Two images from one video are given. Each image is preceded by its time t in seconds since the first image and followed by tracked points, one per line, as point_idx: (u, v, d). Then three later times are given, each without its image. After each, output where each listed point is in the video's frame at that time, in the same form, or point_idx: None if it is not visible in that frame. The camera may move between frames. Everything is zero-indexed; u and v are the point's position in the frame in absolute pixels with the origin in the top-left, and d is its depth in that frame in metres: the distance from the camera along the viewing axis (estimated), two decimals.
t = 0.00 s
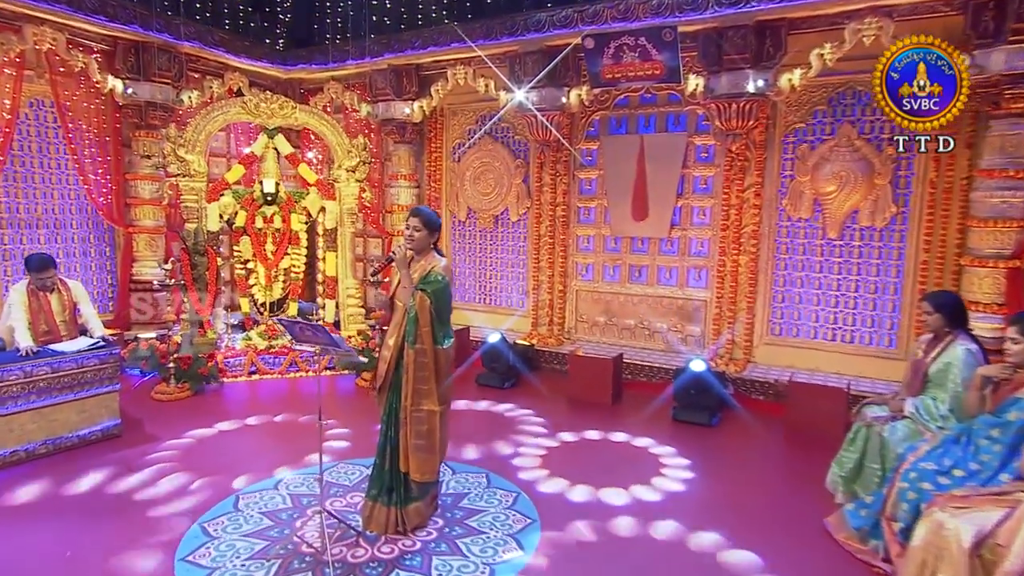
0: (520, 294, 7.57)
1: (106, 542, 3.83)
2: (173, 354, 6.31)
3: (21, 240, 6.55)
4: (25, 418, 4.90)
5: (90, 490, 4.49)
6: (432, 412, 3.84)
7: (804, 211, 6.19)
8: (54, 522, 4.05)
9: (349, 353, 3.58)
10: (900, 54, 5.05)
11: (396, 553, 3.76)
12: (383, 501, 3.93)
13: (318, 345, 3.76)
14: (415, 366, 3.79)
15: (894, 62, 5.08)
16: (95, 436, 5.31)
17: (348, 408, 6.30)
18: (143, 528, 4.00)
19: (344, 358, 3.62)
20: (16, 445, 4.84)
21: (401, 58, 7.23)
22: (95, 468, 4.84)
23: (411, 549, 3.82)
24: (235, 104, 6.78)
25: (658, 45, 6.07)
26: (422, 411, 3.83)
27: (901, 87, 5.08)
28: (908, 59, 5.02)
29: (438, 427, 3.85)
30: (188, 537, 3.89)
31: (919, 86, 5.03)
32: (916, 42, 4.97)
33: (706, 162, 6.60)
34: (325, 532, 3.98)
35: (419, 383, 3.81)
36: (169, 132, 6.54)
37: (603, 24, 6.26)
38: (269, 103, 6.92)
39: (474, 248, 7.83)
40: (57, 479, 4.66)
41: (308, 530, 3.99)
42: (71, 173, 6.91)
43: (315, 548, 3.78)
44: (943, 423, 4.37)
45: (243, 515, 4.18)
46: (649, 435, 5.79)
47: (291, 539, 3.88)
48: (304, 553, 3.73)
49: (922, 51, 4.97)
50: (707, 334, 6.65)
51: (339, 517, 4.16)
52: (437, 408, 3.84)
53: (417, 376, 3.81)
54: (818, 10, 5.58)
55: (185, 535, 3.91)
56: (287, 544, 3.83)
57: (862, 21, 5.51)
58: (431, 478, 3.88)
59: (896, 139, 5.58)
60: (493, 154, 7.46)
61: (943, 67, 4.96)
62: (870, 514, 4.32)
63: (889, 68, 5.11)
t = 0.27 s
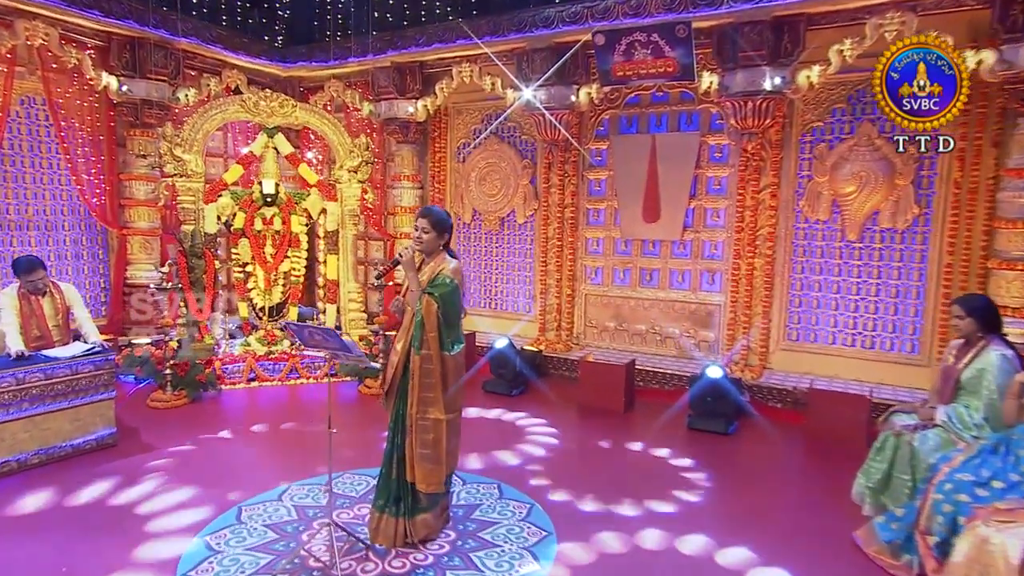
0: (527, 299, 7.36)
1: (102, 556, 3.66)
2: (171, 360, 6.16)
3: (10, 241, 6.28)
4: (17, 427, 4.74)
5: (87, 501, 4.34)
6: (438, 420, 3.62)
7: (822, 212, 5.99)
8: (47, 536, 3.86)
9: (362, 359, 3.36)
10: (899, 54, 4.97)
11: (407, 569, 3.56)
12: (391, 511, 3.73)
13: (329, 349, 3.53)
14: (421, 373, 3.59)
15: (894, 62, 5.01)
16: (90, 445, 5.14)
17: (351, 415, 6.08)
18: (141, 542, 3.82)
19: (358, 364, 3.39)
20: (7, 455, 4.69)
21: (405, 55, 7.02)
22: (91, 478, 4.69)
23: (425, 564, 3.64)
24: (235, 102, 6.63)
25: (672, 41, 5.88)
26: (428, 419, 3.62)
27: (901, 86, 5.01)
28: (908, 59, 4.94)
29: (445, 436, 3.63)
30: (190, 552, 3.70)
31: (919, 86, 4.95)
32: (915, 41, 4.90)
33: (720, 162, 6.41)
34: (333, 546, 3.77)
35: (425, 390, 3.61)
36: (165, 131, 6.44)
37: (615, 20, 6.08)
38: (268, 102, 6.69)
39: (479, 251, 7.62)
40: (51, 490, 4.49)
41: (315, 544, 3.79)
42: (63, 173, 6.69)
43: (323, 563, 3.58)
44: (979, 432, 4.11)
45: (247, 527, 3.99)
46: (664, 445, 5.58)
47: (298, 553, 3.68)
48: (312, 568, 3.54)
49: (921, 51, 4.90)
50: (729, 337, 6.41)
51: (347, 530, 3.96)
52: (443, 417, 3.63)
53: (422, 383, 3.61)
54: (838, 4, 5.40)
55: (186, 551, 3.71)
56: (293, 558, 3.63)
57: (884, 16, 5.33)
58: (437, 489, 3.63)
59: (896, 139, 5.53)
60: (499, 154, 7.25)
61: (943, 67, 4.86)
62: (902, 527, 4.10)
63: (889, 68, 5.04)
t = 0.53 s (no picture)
0: (534, 302, 7.13)
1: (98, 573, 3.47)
2: (165, 366, 5.97)
3: None
4: (7, 436, 4.54)
5: (80, 519, 4.07)
6: (448, 429, 3.40)
7: (842, 213, 5.78)
8: (38, 553, 3.65)
9: (374, 363, 3.22)
10: (900, 53, 4.97)
11: None
12: (398, 522, 3.53)
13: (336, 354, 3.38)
14: (431, 380, 3.38)
15: (894, 62, 5.01)
16: (83, 455, 4.95)
17: (355, 422, 5.86)
18: (138, 558, 3.61)
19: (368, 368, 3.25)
20: None
21: (408, 50, 6.81)
22: (84, 494, 4.41)
23: None
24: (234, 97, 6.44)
25: (686, 36, 5.67)
26: (438, 427, 3.41)
27: (901, 87, 5.00)
28: (908, 59, 4.94)
29: (456, 445, 3.41)
30: (192, 567, 3.50)
31: (919, 86, 4.94)
32: (916, 41, 4.90)
33: (735, 161, 6.21)
34: (343, 558, 3.57)
35: (435, 398, 3.40)
36: (161, 128, 6.24)
37: (627, 14, 5.90)
38: (268, 98, 6.51)
39: (485, 253, 7.39)
40: (43, 502, 4.29)
41: (323, 557, 3.59)
42: (53, 172, 6.43)
43: None
44: (1017, 441, 3.85)
45: (251, 540, 3.80)
46: (681, 453, 5.36)
47: (306, 567, 3.48)
48: None
49: (922, 51, 4.90)
50: (746, 342, 6.14)
51: (356, 541, 3.76)
52: (454, 425, 3.41)
53: (432, 390, 3.40)
54: None
55: (186, 568, 3.50)
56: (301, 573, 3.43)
57: (909, 8, 5.12)
58: (446, 500, 3.41)
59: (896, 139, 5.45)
60: (506, 153, 7.04)
61: (943, 67, 4.86)
62: (937, 540, 3.84)
63: (889, 68, 5.03)
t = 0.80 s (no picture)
0: (541, 304, 6.94)
1: None
2: (161, 369, 5.78)
3: None
4: None
5: (75, 531, 3.84)
6: (468, 433, 3.27)
7: (861, 212, 5.60)
8: (30, 564, 3.47)
9: (386, 366, 3.12)
10: (898, 55, 4.92)
11: None
12: (408, 532, 3.37)
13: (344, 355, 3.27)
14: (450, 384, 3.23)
15: (894, 61, 4.93)
16: (78, 460, 4.76)
17: (359, 426, 5.67)
18: (136, 571, 3.42)
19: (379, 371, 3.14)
20: None
21: (412, 44, 6.63)
22: (80, 504, 4.18)
23: None
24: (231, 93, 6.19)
25: (700, 29, 5.51)
26: (457, 432, 3.27)
27: (901, 87, 4.94)
28: (908, 59, 4.88)
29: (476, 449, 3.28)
30: None
31: (919, 86, 4.88)
32: (916, 41, 4.84)
33: (749, 158, 6.03)
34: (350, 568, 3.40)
35: (454, 400, 3.26)
36: (157, 124, 6.05)
37: (640, 7, 5.74)
38: (267, 93, 6.34)
39: (490, 254, 7.20)
40: (35, 510, 4.10)
41: (331, 567, 3.42)
42: (46, 168, 6.25)
43: None
44: None
45: (255, 549, 3.62)
46: (696, 460, 5.18)
47: None
48: None
49: (922, 51, 4.85)
50: (760, 346, 5.97)
51: (365, 551, 3.57)
52: (473, 429, 3.27)
53: (451, 393, 3.26)
54: None
55: None
56: None
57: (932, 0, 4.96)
58: (464, 507, 3.27)
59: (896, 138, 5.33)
60: (512, 150, 6.85)
61: (943, 67, 4.82)
62: (971, 552, 3.58)
63: (889, 68, 4.95)
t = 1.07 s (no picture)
0: (550, 305, 6.73)
1: None
2: (159, 372, 5.53)
3: None
4: None
5: (73, 544, 3.65)
6: (493, 433, 3.34)
7: (885, 209, 5.38)
8: None
9: (402, 369, 3.09)
10: (898, 54, 4.71)
11: None
12: (424, 541, 3.38)
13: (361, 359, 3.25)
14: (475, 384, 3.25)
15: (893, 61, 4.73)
16: (74, 467, 4.57)
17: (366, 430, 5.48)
18: None
19: (395, 374, 3.12)
20: None
21: (417, 36, 6.41)
22: (79, 516, 3.97)
23: None
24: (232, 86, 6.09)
25: (718, 20, 5.29)
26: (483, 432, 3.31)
27: (901, 87, 4.74)
28: (908, 59, 4.69)
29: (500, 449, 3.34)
30: None
31: (919, 86, 4.69)
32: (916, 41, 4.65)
33: (767, 154, 5.81)
34: None
35: (480, 400, 3.30)
36: (153, 118, 5.84)
37: None
38: (268, 87, 6.13)
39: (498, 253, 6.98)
40: (29, 521, 3.91)
41: None
42: (37, 164, 5.98)
43: None
44: None
45: (262, 559, 3.52)
46: (717, 466, 4.98)
47: None
48: None
49: (922, 50, 4.66)
50: (780, 349, 5.75)
51: (376, 561, 3.49)
52: (499, 428, 3.35)
53: (476, 392, 3.32)
54: None
55: None
56: None
57: None
58: (490, 510, 3.32)
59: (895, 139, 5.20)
60: (521, 146, 6.64)
61: (943, 67, 4.62)
62: (1012, 566, 3.32)
63: (889, 68, 4.75)
